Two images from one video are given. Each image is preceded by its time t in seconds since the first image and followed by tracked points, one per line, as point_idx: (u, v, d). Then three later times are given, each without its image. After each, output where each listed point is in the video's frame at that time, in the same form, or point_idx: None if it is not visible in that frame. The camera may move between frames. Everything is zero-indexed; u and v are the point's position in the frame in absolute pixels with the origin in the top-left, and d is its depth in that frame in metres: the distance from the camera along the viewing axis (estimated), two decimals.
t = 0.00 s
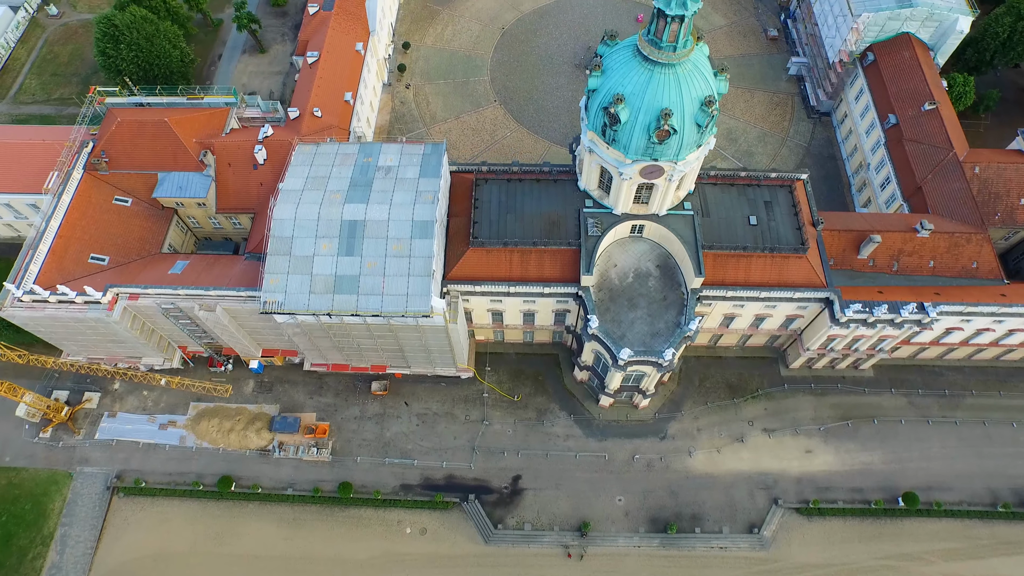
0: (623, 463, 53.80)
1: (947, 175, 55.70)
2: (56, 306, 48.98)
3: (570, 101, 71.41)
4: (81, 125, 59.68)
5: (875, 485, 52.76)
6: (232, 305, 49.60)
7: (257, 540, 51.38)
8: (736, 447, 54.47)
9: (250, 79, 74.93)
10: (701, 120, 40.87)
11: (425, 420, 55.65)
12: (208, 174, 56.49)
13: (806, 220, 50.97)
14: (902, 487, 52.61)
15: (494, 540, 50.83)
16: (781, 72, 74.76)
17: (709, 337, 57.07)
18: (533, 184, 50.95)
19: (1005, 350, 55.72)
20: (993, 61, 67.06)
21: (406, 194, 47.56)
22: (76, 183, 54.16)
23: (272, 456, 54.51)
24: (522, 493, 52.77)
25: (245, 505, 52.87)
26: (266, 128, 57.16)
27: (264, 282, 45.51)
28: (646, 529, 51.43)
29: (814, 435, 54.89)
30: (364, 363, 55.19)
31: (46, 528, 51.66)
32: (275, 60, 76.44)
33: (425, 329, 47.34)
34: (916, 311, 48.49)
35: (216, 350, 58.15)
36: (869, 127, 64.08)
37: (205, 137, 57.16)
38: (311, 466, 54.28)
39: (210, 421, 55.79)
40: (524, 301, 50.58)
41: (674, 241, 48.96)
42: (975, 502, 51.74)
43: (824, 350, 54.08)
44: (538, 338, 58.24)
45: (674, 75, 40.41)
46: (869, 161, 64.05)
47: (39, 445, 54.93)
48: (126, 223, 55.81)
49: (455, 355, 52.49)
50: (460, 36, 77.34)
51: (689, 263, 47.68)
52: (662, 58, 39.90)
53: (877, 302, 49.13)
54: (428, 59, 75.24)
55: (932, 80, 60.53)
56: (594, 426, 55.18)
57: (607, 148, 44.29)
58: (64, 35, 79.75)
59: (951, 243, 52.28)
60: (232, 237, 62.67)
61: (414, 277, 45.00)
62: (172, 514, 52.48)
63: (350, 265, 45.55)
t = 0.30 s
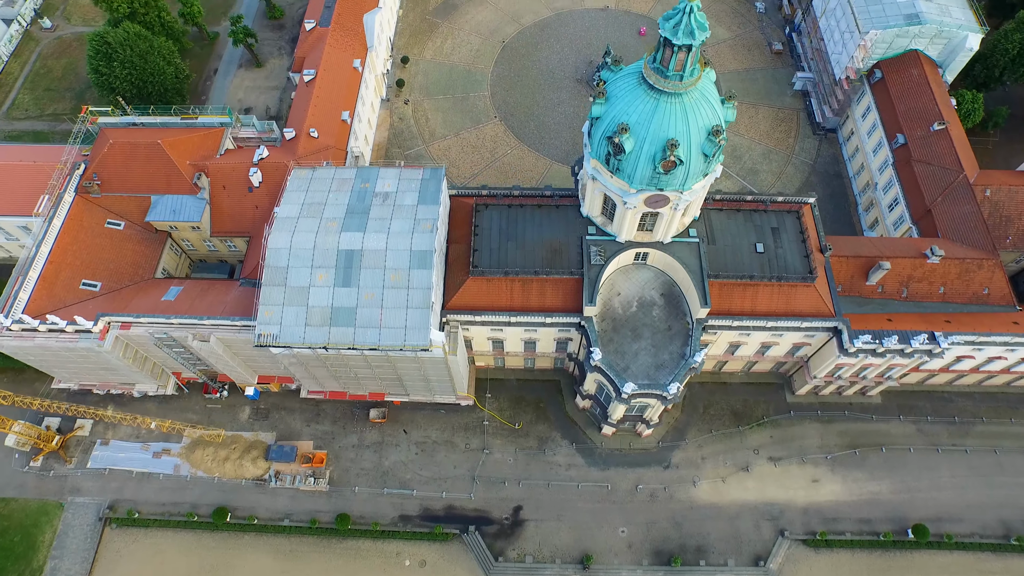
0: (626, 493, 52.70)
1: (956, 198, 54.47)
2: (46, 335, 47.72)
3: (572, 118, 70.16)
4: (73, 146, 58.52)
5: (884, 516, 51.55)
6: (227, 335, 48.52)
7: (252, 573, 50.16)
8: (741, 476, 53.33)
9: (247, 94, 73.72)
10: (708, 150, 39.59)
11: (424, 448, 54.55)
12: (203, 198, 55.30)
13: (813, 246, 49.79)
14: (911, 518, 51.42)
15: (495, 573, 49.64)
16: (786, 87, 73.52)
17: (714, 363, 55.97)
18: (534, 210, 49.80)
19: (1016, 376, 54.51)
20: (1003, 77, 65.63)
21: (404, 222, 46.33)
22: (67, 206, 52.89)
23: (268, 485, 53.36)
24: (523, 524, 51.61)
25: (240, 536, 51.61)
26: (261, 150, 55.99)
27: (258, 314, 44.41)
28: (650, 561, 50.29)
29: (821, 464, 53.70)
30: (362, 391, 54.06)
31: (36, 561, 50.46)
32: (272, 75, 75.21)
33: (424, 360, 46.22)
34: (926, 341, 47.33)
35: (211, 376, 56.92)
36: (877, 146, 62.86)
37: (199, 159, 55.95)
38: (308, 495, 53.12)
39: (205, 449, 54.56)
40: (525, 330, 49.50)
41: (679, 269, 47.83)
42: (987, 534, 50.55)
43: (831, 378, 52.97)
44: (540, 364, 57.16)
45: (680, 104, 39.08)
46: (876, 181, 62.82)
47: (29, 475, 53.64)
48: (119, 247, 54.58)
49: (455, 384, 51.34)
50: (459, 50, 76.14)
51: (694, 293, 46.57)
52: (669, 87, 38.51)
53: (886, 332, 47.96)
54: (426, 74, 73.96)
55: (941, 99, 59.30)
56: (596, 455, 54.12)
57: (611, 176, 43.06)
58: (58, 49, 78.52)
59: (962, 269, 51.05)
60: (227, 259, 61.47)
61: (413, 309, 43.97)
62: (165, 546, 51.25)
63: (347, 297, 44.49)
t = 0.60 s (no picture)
0: (629, 525, 51.63)
1: (967, 223, 53.25)
2: (36, 366, 46.49)
3: (574, 135, 68.94)
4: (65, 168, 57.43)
5: (893, 549, 50.45)
6: (221, 366, 47.39)
7: None
8: (746, 506, 52.23)
9: (243, 110, 72.53)
10: (715, 183, 38.41)
11: (423, 478, 53.49)
12: (197, 222, 54.07)
13: (821, 274, 48.63)
14: (921, 550, 50.33)
15: None
16: (791, 102, 72.34)
17: (719, 391, 54.93)
18: (536, 237, 48.59)
19: None
20: (1012, 95, 64.33)
21: (402, 252, 45.19)
22: (58, 231, 51.63)
23: (264, 516, 52.26)
24: (524, 557, 50.48)
25: (235, 569, 50.48)
26: (257, 172, 54.79)
27: (253, 348, 43.32)
28: None
29: (828, 494, 52.59)
30: (360, 420, 52.99)
31: None
32: (268, 90, 74.00)
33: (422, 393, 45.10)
34: (938, 374, 46.19)
35: (206, 404, 55.79)
36: (884, 166, 61.69)
37: (193, 182, 54.75)
38: (305, 527, 51.99)
39: (200, 479, 53.50)
40: (526, 361, 48.42)
41: (683, 298, 46.75)
42: (997, 568, 49.48)
43: (838, 407, 51.92)
44: (541, 392, 56.13)
45: (687, 136, 37.79)
46: (883, 202, 61.63)
47: (19, 505, 52.41)
48: (111, 273, 53.39)
49: (454, 415, 50.28)
50: (459, 64, 74.88)
51: (700, 324, 45.53)
52: (676, 119, 37.19)
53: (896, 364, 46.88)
54: (426, 89, 72.73)
55: (950, 120, 58.16)
56: (599, 485, 53.06)
57: (615, 208, 41.87)
58: (51, 63, 77.32)
59: (973, 296, 49.79)
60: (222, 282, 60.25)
61: (411, 344, 42.90)
62: None
63: (344, 331, 43.42)
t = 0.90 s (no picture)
0: (633, 557, 50.54)
1: (977, 248, 51.98)
2: (25, 400, 45.33)
3: (575, 152, 67.70)
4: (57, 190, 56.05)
5: None
6: (216, 399, 46.35)
7: None
8: (753, 538, 51.12)
9: (239, 126, 71.34)
10: (723, 218, 37.25)
11: (422, 509, 52.45)
12: (191, 248, 52.96)
13: (830, 303, 47.47)
14: None
15: None
16: (796, 118, 71.16)
17: (724, 419, 53.86)
18: (538, 266, 47.45)
19: None
20: (1022, 113, 63.04)
21: (401, 283, 44.11)
22: (50, 257, 50.30)
23: (260, 548, 51.16)
24: None
25: None
26: (252, 196, 53.62)
27: (247, 384, 42.31)
28: None
29: (836, 525, 51.48)
30: (358, 450, 51.95)
31: None
32: (265, 106, 72.82)
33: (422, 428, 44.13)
34: (948, 408, 45.24)
35: (201, 432, 54.72)
36: (892, 187, 60.53)
37: (188, 206, 53.59)
38: (301, 559, 50.89)
39: (195, 510, 52.43)
40: (528, 392, 47.39)
41: (689, 329, 45.69)
42: None
43: (846, 437, 50.87)
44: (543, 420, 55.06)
45: (694, 170, 36.54)
46: (891, 223, 60.45)
47: (9, 537, 51.27)
48: (103, 299, 52.18)
49: (454, 447, 49.26)
50: (459, 79, 73.69)
51: (706, 358, 44.48)
52: (683, 153, 35.88)
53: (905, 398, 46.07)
54: (425, 105, 71.53)
55: (960, 141, 56.91)
56: (602, 516, 52.00)
57: (619, 240, 40.70)
58: (45, 78, 76.16)
59: (985, 324, 48.39)
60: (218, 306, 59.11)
61: (409, 380, 41.89)
62: None
63: (341, 366, 42.41)
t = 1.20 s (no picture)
0: None
1: (988, 274, 50.80)
2: (13, 434, 44.19)
3: (577, 171, 66.53)
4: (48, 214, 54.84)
5: None
6: (211, 433, 45.26)
7: None
8: (759, 571, 50.07)
9: (235, 143, 70.19)
10: (731, 256, 36.10)
11: (422, 540, 51.43)
12: (185, 274, 51.84)
13: (838, 333, 46.38)
14: None
15: None
16: (801, 135, 70.01)
17: (729, 448, 52.77)
18: (540, 296, 46.39)
19: None
20: None
21: (399, 316, 43.07)
22: (40, 284, 49.11)
23: None
24: None
25: None
26: (247, 221, 52.48)
27: (242, 421, 41.23)
28: None
29: (844, 557, 50.43)
30: (357, 481, 50.88)
31: None
32: (261, 122, 71.67)
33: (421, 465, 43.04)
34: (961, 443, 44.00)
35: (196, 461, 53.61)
36: (900, 208, 59.41)
37: (182, 231, 52.41)
38: None
39: (190, 542, 51.33)
40: (530, 426, 46.33)
41: (694, 362, 44.66)
42: None
43: (854, 468, 49.83)
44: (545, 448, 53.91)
45: (702, 206, 35.35)
46: (899, 245, 59.27)
47: None
48: (95, 326, 51.00)
49: (454, 480, 48.20)
50: (458, 95, 72.49)
51: (711, 393, 43.48)
52: (690, 189, 34.63)
53: (916, 433, 44.72)
54: (424, 122, 70.34)
55: (969, 162, 55.76)
56: (605, 548, 50.95)
57: (623, 275, 39.56)
58: (38, 93, 74.99)
59: (997, 354, 47.29)
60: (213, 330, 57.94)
61: (408, 418, 40.87)
62: None
63: (338, 403, 41.36)
